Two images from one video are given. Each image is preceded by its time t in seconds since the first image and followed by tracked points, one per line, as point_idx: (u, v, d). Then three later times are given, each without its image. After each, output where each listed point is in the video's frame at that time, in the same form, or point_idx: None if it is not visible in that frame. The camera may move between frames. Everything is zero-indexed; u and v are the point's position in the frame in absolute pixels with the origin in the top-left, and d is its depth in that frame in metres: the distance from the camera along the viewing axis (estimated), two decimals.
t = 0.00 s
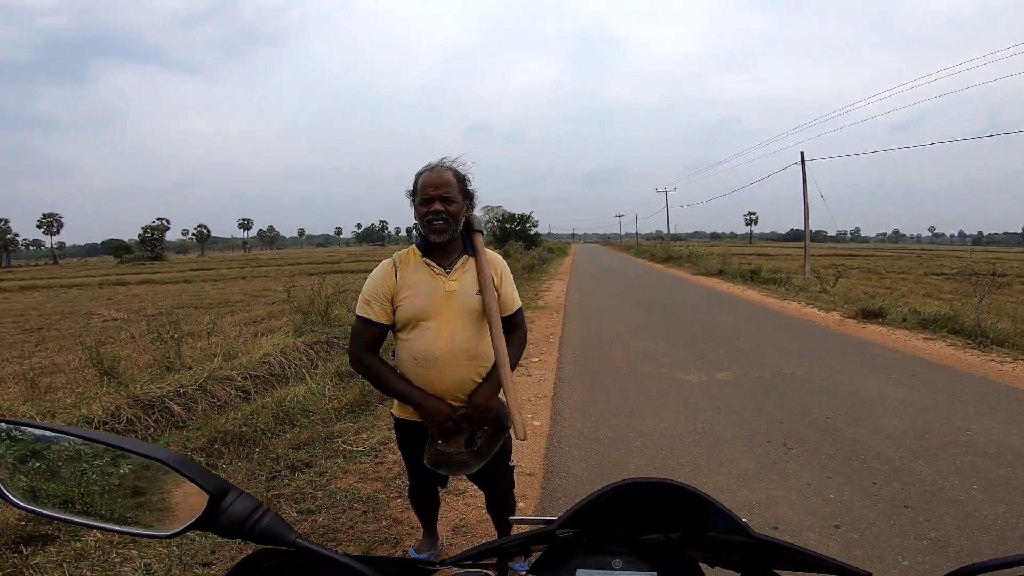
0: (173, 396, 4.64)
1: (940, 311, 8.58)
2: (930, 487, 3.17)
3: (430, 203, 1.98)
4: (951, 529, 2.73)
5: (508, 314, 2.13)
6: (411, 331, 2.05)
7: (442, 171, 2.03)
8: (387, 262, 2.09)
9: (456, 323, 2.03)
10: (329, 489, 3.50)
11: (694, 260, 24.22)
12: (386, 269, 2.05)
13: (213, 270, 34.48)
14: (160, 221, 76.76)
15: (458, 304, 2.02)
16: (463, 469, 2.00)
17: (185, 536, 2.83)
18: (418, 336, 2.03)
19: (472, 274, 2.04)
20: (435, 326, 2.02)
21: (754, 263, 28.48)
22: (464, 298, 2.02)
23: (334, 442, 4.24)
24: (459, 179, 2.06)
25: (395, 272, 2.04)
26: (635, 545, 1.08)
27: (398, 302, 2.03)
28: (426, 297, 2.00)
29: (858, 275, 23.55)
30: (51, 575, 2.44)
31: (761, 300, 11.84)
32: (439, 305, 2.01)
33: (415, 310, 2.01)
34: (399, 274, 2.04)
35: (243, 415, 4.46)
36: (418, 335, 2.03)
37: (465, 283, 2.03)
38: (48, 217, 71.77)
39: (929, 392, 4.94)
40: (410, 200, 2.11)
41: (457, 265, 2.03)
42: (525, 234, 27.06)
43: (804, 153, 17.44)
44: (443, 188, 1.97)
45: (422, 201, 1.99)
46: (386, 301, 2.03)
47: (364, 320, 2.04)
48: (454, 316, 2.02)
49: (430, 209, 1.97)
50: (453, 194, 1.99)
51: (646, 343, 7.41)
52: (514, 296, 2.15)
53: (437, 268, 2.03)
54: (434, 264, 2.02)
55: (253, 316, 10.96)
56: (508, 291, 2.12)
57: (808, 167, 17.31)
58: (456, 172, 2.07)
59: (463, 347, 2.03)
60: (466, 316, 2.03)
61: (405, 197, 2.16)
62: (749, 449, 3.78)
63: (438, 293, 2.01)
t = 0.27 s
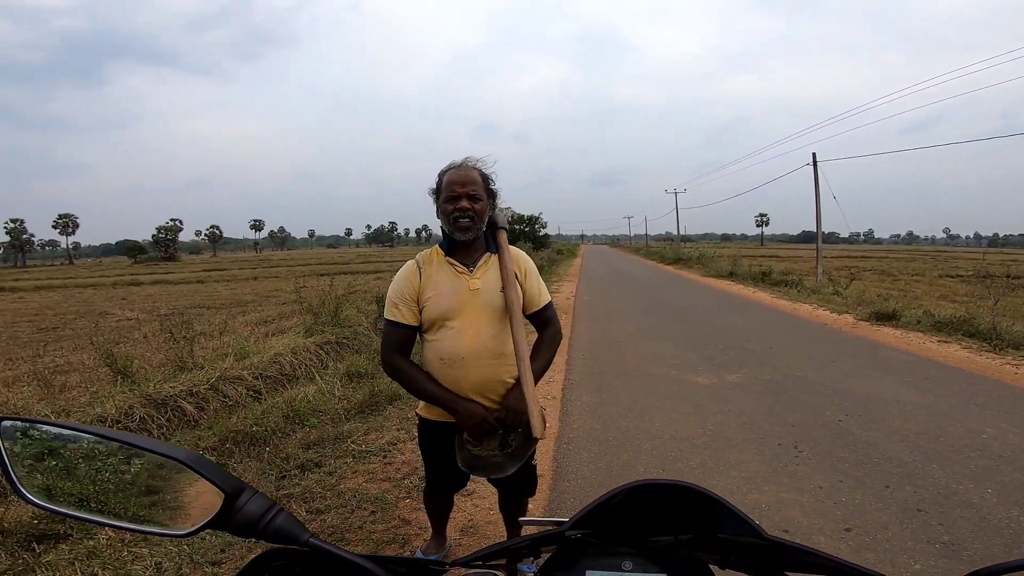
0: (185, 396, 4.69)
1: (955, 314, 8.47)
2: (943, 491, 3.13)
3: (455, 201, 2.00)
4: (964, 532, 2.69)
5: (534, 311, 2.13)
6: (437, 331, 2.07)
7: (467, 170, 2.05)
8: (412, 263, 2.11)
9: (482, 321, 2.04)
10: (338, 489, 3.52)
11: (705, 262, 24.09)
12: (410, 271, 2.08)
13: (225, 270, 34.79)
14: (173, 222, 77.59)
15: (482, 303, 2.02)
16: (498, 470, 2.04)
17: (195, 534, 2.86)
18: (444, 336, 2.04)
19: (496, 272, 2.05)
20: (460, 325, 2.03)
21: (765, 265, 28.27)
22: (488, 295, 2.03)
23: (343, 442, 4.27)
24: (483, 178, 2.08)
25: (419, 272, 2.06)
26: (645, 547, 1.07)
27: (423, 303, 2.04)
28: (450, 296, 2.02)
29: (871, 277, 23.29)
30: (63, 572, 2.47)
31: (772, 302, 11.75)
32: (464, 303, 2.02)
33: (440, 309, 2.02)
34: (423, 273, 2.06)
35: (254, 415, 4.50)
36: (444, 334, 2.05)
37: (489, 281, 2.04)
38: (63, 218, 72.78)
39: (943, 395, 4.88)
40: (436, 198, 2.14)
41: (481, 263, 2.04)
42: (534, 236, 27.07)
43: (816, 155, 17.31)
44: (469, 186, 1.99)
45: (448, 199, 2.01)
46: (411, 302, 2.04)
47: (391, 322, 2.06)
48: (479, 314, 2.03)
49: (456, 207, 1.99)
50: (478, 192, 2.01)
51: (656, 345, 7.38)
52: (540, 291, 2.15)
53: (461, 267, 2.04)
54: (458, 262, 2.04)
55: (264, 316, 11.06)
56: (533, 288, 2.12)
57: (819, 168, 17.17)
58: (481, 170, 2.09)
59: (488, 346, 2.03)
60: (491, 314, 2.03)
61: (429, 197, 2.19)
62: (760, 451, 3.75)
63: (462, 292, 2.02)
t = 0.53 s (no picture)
0: (192, 394, 4.71)
1: (965, 317, 8.38)
2: (951, 494, 3.09)
3: (466, 201, 2.00)
4: (972, 536, 2.66)
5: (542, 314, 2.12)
6: (445, 330, 2.06)
7: (479, 170, 2.04)
8: (422, 261, 2.10)
9: (490, 322, 2.03)
10: (342, 488, 3.52)
11: (712, 263, 23.99)
12: (420, 268, 2.07)
13: (233, 270, 34.98)
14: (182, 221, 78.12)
15: (491, 303, 2.02)
16: (479, 472, 2.02)
17: (199, 533, 2.87)
18: (451, 336, 2.04)
19: (505, 273, 2.04)
20: (468, 325, 2.02)
21: (773, 267, 28.11)
22: (497, 296, 2.02)
23: (348, 442, 4.27)
24: (495, 178, 2.07)
25: (428, 270, 2.05)
26: (646, 549, 1.06)
27: (432, 301, 2.03)
28: (459, 296, 2.01)
29: (879, 280, 23.10)
30: (68, 570, 2.48)
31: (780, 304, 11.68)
32: (473, 304, 2.01)
33: (449, 309, 2.02)
34: (433, 272, 2.05)
35: (260, 414, 4.51)
36: (451, 334, 2.04)
37: (498, 282, 2.03)
38: (73, 217, 73.42)
39: (952, 399, 4.83)
40: (448, 198, 2.14)
41: (491, 264, 2.04)
42: (541, 236, 27.07)
43: (824, 156, 17.20)
44: (480, 186, 1.99)
45: (459, 199, 2.01)
46: (419, 300, 2.03)
47: (400, 320, 2.04)
48: (487, 315, 2.02)
49: (465, 207, 1.99)
50: (489, 192, 2.00)
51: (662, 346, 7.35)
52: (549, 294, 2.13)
53: (470, 267, 2.03)
54: (467, 262, 2.03)
55: (270, 315, 11.10)
56: (543, 291, 2.11)
57: (827, 169, 17.07)
58: (494, 170, 2.08)
59: (496, 347, 2.03)
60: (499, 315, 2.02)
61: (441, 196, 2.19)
62: (766, 454, 3.72)
63: (471, 292, 2.01)
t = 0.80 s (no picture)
0: (197, 392, 4.73)
1: (971, 318, 8.33)
2: (956, 496, 3.08)
3: (467, 202, 2.00)
4: (977, 538, 2.64)
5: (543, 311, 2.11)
6: (441, 325, 2.06)
7: (481, 170, 2.04)
8: (422, 256, 2.11)
9: (486, 319, 2.03)
10: (346, 487, 3.53)
11: (717, 264, 23.93)
12: (420, 263, 2.08)
13: (238, 269, 35.12)
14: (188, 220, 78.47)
15: (489, 300, 2.02)
16: (457, 471, 1.97)
17: (203, 531, 2.88)
18: (447, 331, 2.04)
19: (505, 270, 2.04)
20: (465, 321, 2.02)
21: (778, 267, 28.00)
22: (494, 293, 2.02)
23: (351, 441, 4.28)
24: (498, 178, 2.07)
25: (428, 265, 2.06)
26: (649, 549, 1.06)
27: (430, 295, 2.04)
28: (456, 292, 2.01)
29: (885, 281, 22.98)
30: (72, 567, 2.50)
31: (785, 305, 11.63)
32: (470, 300, 2.02)
33: (446, 303, 2.02)
34: (432, 267, 2.06)
35: (264, 413, 4.53)
36: (447, 330, 2.04)
37: (497, 279, 2.02)
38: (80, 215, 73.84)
39: (958, 401, 4.80)
40: (451, 199, 2.15)
41: (491, 262, 2.04)
42: (545, 236, 27.06)
43: (830, 156, 17.14)
44: (481, 186, 1.99)
45: (461, 200, 2.01)
46: (417, 295, 2.04)
47: (398, 313, 2.06)
48: (483, 312, 2.02)
49: (466, 208, 1.99)
50: (490, 193, 2.00)
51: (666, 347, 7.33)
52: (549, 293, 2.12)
53: (470, 263, 2.04)
54: (467, 259, 2.03)
55: (275, 314, 11.12)
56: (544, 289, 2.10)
57: (833, 170, 17.00)
58: (497, 170, 2.08)
59: (491, 343, 2.03)
60: (496, 312, 2.02)
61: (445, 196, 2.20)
62: (770, 455, 3.71)
63: (469, 289, 2.02)
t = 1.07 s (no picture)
0: (201, 391, 4.74)
1: (978, 320, 8.29)
2: (960, 498, 3.06)
3: (466, 202, 2.00)
4: (981, 540, 2.63)
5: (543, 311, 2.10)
6: (439, 322, 2.09)
7: (481, 170, 2.04)
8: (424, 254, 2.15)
9: (483, 318, 2.03)
10: (348, 486, 3.54)
11: (721, 264, 23.88)
12: (419, 261, 2.14)
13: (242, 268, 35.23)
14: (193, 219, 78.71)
15: (485, 298, 2.02)
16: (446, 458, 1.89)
17: (207, 529, 2.89)
18: (443, 329, 2.07)
19: (503, 269, 2.04)
20: (461, 319, 2.04)
21: (783, 268, 27.90)
22: (491, 292, 2.02)
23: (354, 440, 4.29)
24: (498, 178, 2.07)
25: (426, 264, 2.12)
26: (651, 550, 1.06)
27: (428, 292, 2.07)
28: (453, 289, 2.03)
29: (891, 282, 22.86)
30: (77, 565, 2.51)
31: (789, 305, 11.59)
32: (466, 298, 2.03)
33: (443, 301, 2.05)
34: (432, 265, 2.10)
35: (268, 412, 4.54)
36: (443, 328, 2.07)
37: (494, 278, 2.03)
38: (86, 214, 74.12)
39: (964, 402, 4.78)
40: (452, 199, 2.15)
41: (489, 261, 2.04)
42: (548, 236, 27.04)
43: (835, 156, 17.07)
44: (480, 187, 1.99)
45: (460, 200, 2.02)
46: (414, 291, 2.11)
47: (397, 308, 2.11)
48: (479, 310, 2.03)
49: (465, 208, 2.00)
50: (490, 194, 2.00)
51: (669, 347, 7.32)
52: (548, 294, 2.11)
53: (469, 262, 2.06)
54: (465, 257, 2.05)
55: (279, 313, 11.16)
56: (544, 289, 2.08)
57: (838, 170, 16.92)
58: (497, 170, 2.08)
59: (486, 342, 2.03)
60: (492, 310, 2.02)
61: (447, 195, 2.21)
62: (773, 456, 3.69)
63: (465, 286, 2.03)
